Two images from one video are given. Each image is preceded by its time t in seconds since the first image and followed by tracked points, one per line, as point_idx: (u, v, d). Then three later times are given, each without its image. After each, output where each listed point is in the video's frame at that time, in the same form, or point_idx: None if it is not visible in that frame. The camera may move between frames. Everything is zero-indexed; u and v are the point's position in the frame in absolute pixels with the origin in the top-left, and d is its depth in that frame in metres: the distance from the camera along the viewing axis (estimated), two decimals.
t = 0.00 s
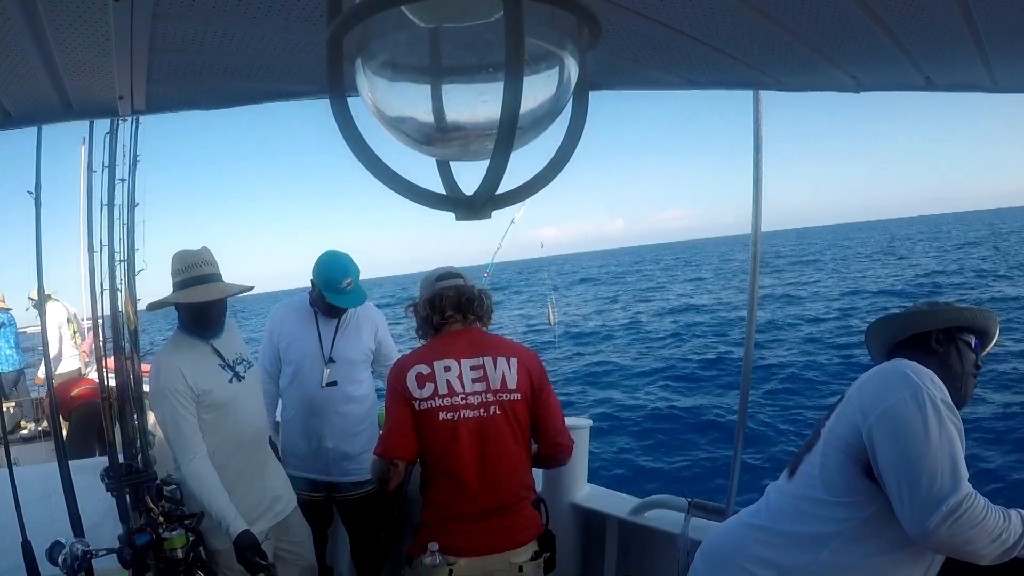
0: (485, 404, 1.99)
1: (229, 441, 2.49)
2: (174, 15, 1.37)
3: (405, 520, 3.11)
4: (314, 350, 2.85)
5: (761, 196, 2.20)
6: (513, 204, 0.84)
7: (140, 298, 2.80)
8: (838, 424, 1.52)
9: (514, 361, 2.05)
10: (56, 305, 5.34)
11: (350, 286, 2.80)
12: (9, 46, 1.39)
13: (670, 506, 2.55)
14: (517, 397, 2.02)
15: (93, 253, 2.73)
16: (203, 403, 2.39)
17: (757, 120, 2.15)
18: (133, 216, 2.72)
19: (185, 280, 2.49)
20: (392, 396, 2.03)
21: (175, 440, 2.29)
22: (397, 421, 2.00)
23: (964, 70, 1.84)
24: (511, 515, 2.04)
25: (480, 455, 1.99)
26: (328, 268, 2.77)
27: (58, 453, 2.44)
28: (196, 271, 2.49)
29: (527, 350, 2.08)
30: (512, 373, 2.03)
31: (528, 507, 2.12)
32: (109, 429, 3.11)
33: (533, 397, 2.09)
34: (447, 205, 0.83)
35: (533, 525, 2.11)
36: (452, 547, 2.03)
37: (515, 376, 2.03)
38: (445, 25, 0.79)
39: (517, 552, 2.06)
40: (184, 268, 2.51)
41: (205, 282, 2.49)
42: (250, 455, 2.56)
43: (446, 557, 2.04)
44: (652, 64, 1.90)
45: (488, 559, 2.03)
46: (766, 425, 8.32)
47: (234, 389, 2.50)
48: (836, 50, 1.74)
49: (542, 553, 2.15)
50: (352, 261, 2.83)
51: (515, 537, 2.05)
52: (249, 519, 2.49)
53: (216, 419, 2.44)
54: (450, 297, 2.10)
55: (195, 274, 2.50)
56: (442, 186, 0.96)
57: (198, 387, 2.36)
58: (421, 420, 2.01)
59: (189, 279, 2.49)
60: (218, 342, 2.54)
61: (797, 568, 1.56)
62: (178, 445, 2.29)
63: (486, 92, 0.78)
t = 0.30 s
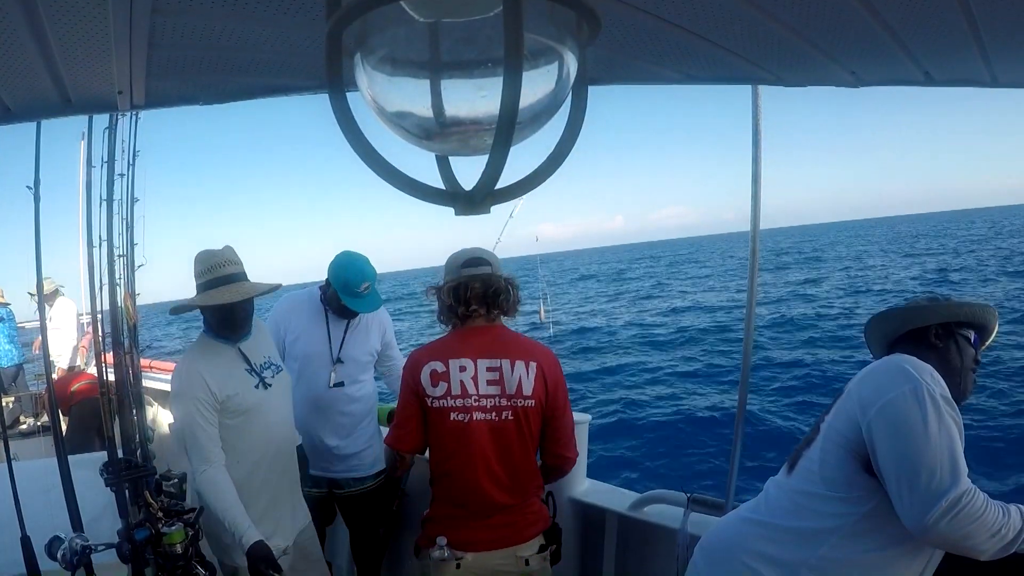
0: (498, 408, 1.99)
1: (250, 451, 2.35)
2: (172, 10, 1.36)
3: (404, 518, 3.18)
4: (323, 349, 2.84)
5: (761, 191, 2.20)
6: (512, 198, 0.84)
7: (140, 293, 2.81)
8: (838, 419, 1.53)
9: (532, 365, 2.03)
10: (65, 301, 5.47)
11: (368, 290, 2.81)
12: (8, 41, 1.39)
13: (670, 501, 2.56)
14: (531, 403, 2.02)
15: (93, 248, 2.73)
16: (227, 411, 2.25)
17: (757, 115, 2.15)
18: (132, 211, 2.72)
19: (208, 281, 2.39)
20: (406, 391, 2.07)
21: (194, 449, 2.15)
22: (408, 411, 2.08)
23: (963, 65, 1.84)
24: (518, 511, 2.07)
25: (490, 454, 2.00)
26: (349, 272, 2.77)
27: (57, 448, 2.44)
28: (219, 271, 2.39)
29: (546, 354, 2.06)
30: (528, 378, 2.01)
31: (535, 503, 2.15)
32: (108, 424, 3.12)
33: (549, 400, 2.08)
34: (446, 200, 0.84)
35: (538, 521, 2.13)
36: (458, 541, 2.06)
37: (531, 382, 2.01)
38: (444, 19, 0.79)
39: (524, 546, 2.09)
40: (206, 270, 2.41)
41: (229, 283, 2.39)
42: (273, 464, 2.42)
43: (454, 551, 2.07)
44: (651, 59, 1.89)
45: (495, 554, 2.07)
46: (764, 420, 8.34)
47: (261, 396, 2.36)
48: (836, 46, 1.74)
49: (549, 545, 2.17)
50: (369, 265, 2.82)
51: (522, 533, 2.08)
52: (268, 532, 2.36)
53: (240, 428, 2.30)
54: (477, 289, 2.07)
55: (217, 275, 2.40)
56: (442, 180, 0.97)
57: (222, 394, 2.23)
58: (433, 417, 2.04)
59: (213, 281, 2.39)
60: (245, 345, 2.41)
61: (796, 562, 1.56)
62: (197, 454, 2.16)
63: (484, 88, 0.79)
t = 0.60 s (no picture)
0: (504, 407, 2.00)
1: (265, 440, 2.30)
2: (170, 4, 1.36)
3: (401, 511, 3.20)
4: (329, 345, 2.83)
5: (761, 185, 2.20)
6: (513, 192, 0.84)
7: (139, 287, 2.81)
8: (838, 413, 1.53)
9: (540, 366, 2.01)
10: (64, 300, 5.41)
11: (376, 287, 2.80)
12: (7, 36, 1.39)
13: (670, 495, 2.57)
14: (537, 404, 2.01)
15: (92, 242, 2.73)
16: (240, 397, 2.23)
17: (757, 110, 2.15)
18: (132, 206, 2.72)
19: (241, 263, 2.35)
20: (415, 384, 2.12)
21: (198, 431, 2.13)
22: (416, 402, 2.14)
23: (963, 59, 1.84)
24: (522, 505, 2.09)
25: (495, 449, 2.01)
26: (357, 268, 2.75)
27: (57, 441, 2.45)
28: (251, 252, 2.35)
29: (556, 355, 2.04)
30: (535, 379, 1.99)
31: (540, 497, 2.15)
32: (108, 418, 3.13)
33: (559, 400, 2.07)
34: (446, 195, 0.84)
35: (543, 514, 2.14)
36: (461, 532, 2.09)
37: (538, 382, 2.00)
38: (444, 13, 0.78)
39: (526, 538, 2.09)
40: (240, 250, 2.37)
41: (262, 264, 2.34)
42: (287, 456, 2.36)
43: (457, 541, 2.09)
44: (651, 53, 1.89)
45: (497, 546, 2.08)
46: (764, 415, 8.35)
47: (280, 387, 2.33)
48: (836, 39, 1.74)
49: (553, 540, 2.16)
50: (378, 263, 2.81)
51: (524, 526, 2.09)
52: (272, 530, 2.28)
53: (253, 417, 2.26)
54: (494, 285, 2.06)
55: (251, 256, 2.36)
56: (442, 174, 0.97)
57: (237, 379, 2.21)
58: (441, 412, 2.07)
59: (246, 262, 2.35)
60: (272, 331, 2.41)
61: (795, 556, 1.57)
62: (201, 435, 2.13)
63: (484, 82, 0.79)
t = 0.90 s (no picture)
0: (507, 404, 2.01)
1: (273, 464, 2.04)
2: (171, 3, 1.37)
3: (401, 509, 3.19)
4: (322, 344, 2.83)
5: (761, 183, 2.20)
6: (513, 190, 0.84)
7: (139, 285, 2.81)
8: (838, 411, 1.54)
9: (544, 365, 2.00)
10: (57, 311, 5.21)
11: (359, 283, 2.82)
12: (9, 34, 1.39)
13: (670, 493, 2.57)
14: (540, 401, 2.00)
15: (92, 240, 2.73)
16: (241, 421, 1.97)
17: (757, 108, 2.15)
18: (132, 204, 2.73)
19: (236, 263, 2.08)
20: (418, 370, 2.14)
21: (195, 459, 1.89)
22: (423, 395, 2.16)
23: (963, 57, 1.84)
24: (529, 498, 2.09)
25: (499, 446, 2.02)
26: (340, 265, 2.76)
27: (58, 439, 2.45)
28: (249, 249, 2.09)
29: (561, 353, 2.02)
30: (538, 377, 1.99)
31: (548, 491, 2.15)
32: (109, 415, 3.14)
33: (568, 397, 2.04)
34: (446, 193, 0.84)
35: (548, 508, 2.14)
36: (465, 525, 2.11)
37: (542, 380, 1.99)
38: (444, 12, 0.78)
39: (531, 533, 2.10)
40: (234, 249, 2.10)
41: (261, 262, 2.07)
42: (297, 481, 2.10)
43: (462, 534, 2.11)
44: (651, 51, 1.89)
45: (502, 539, 2.09)
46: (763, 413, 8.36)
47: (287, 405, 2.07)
48: (837, 37, 1.74)
49: (558, 535, 2.16)
50: (359, 258, 2.83)
51: (529, 520, 2.09)
52: (283, 559, 2.08)
53: (257, 441, 2.01)
54: (506, 284, 2.05)
55: (248, 255, 2.09)
56: (442, 172, 0.97)
57: (236, 401, 1.95)
58: (446, 406, 2.09)
59: (242, 261, 2.08)
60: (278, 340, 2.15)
61: (795, 555, 1.57)
62: (196, 463, 1.90)
63: (485, 80, 0.79)
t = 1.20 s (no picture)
0: (502, 408, 2.01)
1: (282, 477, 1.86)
2: (172, 3, 1.37)
3: (401, 510, 3.19)
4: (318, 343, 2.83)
5: (762, 183, 2.20)
6: (514, 190, 0.84)
7: (139, 285, 2.80)
8: (838, 412, 1.54)
9: (542, 370, 2.00)
10: (54, 319, 5.12)
11: (340, 280, 2.84)
12: (10, 35, 1.39)
13: (671, 493, 2.57)
14: (536, 407, 2.00)
15: (93, 241, 2.73)
16: (249, 431, 1.79)
17: (757, 108, 2.15)
18: (132, 204, 2.73)
19: (244, 250, 1.93)
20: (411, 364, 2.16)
21: (195, 475, 1.70)
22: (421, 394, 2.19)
23: (962, 57, 1.84)
24: (527, 500, 2.09)
25: (493, 448, 2.03)
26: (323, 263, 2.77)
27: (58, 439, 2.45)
28: (257, 235, 1.93)
29: (559, 360, 2.02)
30: (535, 383, 1.99)
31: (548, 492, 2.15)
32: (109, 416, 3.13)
33: (565, 403, 2.02)
34: (448, 193, 0.84)
35: (549, 509, 2.13)
36: (466, 525, 2.11)
37: (539, 386, 1.99)
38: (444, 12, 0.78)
39: (531, 533, 2.10)
40: (241, 236, 1.95)
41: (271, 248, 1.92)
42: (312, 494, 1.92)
43: (463, 535, 2.11)
44: (652, 51, 1.89)
45: (502, 540, 2.09)
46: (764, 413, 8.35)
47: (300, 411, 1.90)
48: (836, 37, 1.74)
49: (559, 535, 2.16)
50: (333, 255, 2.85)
51: (529, 521, 2.09)
52: None
53: (267, 453, 1.83)
54: (506, 288, 2.05)
55: (256, 241, 1.94)
56: (443, 172, 0.97)
57: (243, 409, 1.77)
58: (443, 406, 2.11)
59: (250, 249, 1.92)
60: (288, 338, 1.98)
61: (796, 556, 1.57)
62: (198, 480, 1.71)
63: (486, 80, 0.79)
